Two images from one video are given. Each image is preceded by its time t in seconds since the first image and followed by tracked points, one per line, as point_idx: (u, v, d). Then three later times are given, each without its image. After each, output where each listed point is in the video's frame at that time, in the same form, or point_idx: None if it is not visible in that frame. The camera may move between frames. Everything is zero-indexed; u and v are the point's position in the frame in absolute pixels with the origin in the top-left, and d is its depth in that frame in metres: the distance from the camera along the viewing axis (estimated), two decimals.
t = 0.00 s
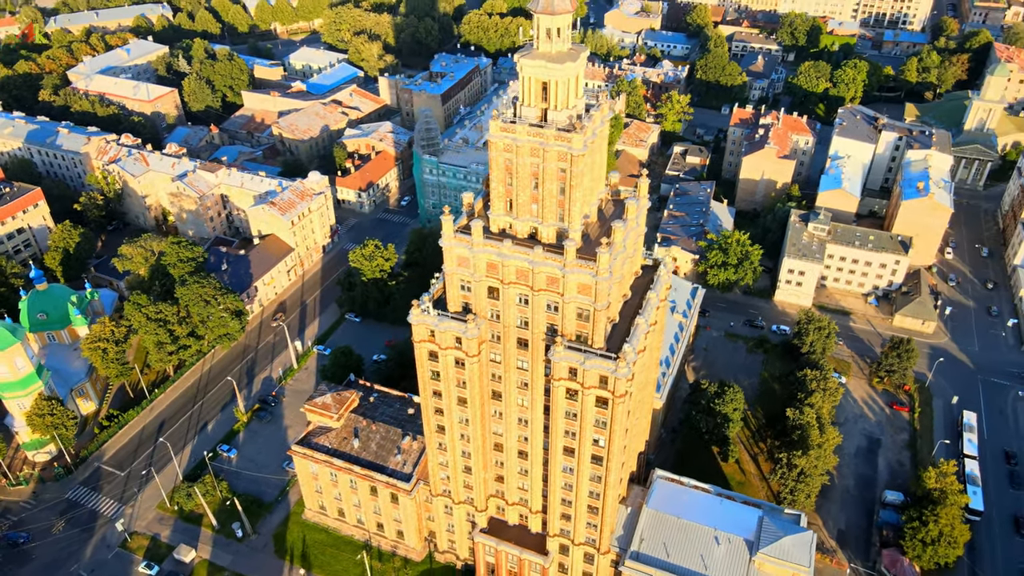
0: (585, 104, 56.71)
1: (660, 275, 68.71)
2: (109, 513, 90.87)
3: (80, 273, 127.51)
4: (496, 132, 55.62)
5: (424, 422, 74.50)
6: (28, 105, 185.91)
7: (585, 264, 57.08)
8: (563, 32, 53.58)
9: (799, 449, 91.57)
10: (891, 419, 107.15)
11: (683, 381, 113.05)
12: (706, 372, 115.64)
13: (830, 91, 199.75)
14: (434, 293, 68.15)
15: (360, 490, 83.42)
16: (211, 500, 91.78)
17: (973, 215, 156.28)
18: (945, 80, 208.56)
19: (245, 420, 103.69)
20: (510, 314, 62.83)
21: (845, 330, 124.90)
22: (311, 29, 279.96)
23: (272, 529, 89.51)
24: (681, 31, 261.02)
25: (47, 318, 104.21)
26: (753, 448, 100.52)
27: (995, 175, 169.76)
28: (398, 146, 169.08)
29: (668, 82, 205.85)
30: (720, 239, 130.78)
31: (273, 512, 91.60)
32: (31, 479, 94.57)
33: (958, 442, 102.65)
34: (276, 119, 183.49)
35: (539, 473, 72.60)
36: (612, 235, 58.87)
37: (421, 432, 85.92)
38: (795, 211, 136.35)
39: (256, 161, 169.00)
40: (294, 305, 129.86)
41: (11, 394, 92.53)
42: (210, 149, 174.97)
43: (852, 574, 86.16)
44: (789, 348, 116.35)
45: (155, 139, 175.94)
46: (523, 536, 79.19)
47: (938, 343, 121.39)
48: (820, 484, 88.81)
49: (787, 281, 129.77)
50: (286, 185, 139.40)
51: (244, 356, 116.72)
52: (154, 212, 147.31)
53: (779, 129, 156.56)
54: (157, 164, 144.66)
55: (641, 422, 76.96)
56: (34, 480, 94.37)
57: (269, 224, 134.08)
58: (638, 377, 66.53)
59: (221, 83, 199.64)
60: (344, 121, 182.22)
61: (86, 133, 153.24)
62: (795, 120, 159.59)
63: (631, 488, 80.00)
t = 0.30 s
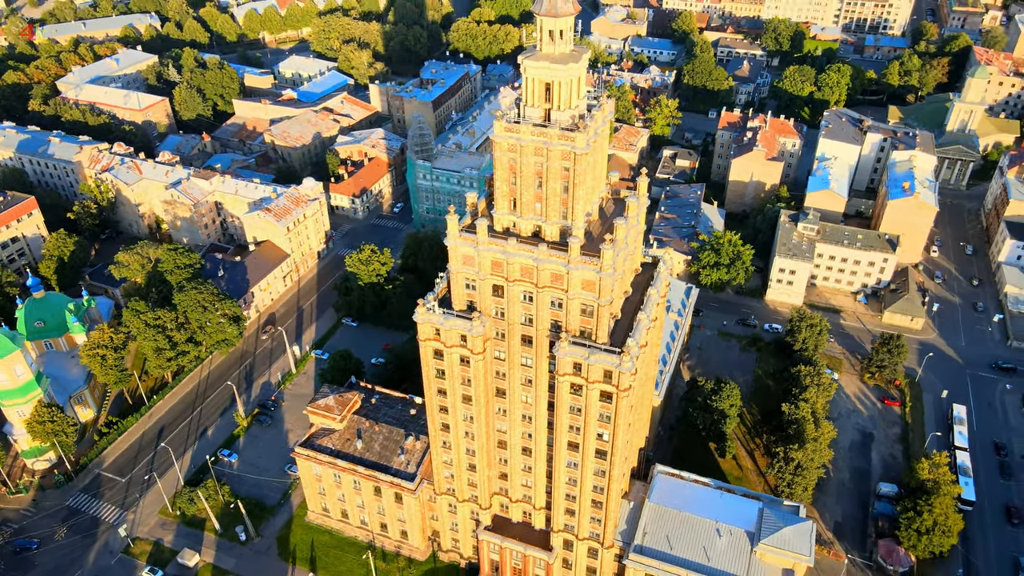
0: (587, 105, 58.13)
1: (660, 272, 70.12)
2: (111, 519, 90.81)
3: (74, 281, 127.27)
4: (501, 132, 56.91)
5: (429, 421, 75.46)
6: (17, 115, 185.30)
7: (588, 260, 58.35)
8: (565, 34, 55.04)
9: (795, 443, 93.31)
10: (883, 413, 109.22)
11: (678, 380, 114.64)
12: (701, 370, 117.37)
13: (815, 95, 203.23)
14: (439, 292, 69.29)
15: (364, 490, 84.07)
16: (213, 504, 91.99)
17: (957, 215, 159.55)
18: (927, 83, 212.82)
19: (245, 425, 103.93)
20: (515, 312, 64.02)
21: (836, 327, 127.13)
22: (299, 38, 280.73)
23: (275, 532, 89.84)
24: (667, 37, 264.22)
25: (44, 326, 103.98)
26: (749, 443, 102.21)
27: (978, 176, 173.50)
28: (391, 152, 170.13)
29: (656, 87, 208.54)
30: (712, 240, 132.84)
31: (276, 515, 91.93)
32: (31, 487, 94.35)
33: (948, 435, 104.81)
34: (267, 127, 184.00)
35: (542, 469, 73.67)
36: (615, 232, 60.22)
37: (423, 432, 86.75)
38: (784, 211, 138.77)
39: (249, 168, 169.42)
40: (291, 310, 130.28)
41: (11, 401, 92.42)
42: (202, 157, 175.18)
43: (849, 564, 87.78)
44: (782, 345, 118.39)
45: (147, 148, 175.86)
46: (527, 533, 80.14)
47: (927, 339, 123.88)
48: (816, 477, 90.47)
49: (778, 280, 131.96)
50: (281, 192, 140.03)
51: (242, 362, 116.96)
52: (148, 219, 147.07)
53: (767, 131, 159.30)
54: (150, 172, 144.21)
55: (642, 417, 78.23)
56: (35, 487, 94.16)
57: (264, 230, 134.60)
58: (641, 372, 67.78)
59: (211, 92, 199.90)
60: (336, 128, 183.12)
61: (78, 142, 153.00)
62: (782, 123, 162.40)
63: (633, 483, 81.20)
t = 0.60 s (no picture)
0: (589, 105, 59.65)
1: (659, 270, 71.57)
2: (112, 525, 90.72)
3: (69, 290, 126.96)
4: (505, 132, 58.32)
5: (433, 420, 76.46)
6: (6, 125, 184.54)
7: (592, 257, 59.69)
8: (566, 37, 56.57)
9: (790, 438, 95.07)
10: (875, 408, 111.27)
11: (674, 378, 116.22)
12: (696, 369, 119.08)
13: (800, 99, 206.62)
14: (443, 292, 70.41)
15: (367, 491, 84.68)
16: (216, 508, 92.17)
17: (942, 214, 162.79)
18: (908, 86, 217.06)
19: (245, 430, 104.11)
20: (519, 310, 65.20)
21: (827, 325, 129.35)
22: (288, 47, 281.43)
23: (279, 535, 90.14)
24: (653, 43, 267.33)
25: (41, 333, 103.75)
26: (745, 439, 103.80)
27: (961, 176, 177.07)
28: (383, 159, 171.16)
29: (644, 92, 211.21)
30: (704, 241, 134.99)
31: (279, 518, 92.24)
32: (31, 494, 94.10)
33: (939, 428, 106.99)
34: (259, 135, 184.48)
35: (546, 466, 74.67)
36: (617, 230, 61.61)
37: (425, 432, 87.55)
38: (774, 212, 141.14)
39: (241, 176, 169.80)
40: (287, 315, 130.60)
41: (11, 409, 92.24)
42: (194, 165, 175.35)
43: (846, 556, 89.39)
44: (775, 344, 120.40)
45: (138, 157, 175.67)
46: (530, 530, 81.05)
47: (915, 336, 126.34)
48: (812, 470, 92.16)
49: (770, 280, 134.16)
50: (275, 199, 140.65)
51: (240, 367, 117.14)
52: (141, 228, 146.72)
53: (755, 134, 162.10)
54: (143, 180, 144.09)
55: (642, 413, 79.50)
56: (35, 495, 93.90)
57: (259, 237, 135.15)
58: (643, 368, 69.08)
59: (202, 100, 200.11)
60: (328, 136, 183.97)
61: (70, 151, 152.74)
62: (769, 126, 165.29)
63: (634, 479, 82.39)
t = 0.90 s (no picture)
0: (589, 106, 61.12)
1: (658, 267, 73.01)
2: (114, 532, 90.63)
3: (64, 298, 126.61)
4: (508, 133, 59.75)
5: (437, 419, 77.41)
6: None
7: (595, 254, 61.04)
8: (567, 39, 58.14)
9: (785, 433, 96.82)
10: (867, 404, 113.32)
11: (669, 377, 117.79)
12: (691, 368, 120.74)
13: (785, 103, 209.87)
14: (446, 292, 71.56)
15: (371, 491, 85.27)
16: (217, 513, 92.34)
17: (926, 214, 166.04)
18: (890, 90, 221.14)
19: (245, 435, 104.31)
20: (522, 307, 66.38)
21: (817, 324, 131.52)
22: (276, 56, 282.07)
23: (281, 538, 90.39)
24: (639, 50, 270.35)
25: (39, 342, 103.61)
26: (740, 437, 105.46)
27: (943, 176, 180.71)
28: (376, 165, 172.00)
29: (632, 98, 213.69)
30: (696, 242, 137.05)
31: (281, 522, 92.51)
32: (31, 502, 93.80)
33: (929, 422, 109.20)
34: (251, 143, 184.86)
35: (549, 462, 75.72)
36: (617, 228, 62.96)
37: (427, 433, 88.35)
38: (763, 214, 143.60)
39: (234, 184, 170.07)
40: (283, 321, 130.91)
41: (11, 417, 92.00)
42: (186, 173, 175.45)
43: (842, 548, 91.04)
44: (768, 342, 122.43)
45: (129, 166, 175.42)
46: (533, 527, 81.96)
47: (904, 332, 128.85)
48: (808, 464, 93.92)
49: (760, 280, 136.36)
50: (270, 206, 141.30)
51: (238, 373, 117.30)
52: (135, 236, 146.30)
53: (742, 138, 164.82)
54: (136, 189, 143.56)
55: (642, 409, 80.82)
56: (34, 503, 93.64)
57: (254, 244, 135.70)
58: (643, 363, 70.39)
59: (193, 109, 200.21)
60: (320, 143, 184.66)
61: (62, 161, 152.35)
62: (757, 130, 168.06)
63: (635, 475, 83.62)
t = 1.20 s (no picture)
0: (590, 108, 62.66)
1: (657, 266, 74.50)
2: (115, 538, 90.51)
3: (58, 307, 126.32)
4: (511, 135, 61.17)
5: (440, 418, 78.31)
6: None
7: (596, 253, 62.37)
8: (567, 43, 59.74)
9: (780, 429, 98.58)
10: (858, 400, 115.42)
11: (664, 377, 119.38)
12: (685, 368, 122.43)
13: (771, 107, 213.34)
14: (449, 293, 72.66)
15: (374, 493, 85.91)
16: (219, 517, 92.46)
17: (910, 215, 169.23)
18: (873, 94, 225.40)
19: (245, 440, 104.50)
20: (525, 306, 67.58)
21: (808, 322, 133.71)
22: (264, 65, 282.40)
23: (284, 541, 90.67)
24: (626, 56, 273.63)
25: (36, 350, 103.49)
26: (736, 434, 107.16)
27: (926, 177, 184.24)
28: (368, 172, 172.80)
29: (620, 103, 216.27)
30: (687, 244, 139.06)
31: (283, 525, 92.76)
32: (31, 511, 93.55)
33: (919, 416, 111.42)
34: (242, 151, 185.24)
35: (551, 459, 76.79)
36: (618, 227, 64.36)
37: (429, 433, 89.17)
38: (753, 215, 146.06)
39: (226, 192, 170.31)
40: (279, 327, 131.18)
41: (9, 425, 91.90)
42: (178, 182, 175.51)
43: (838, 540, 92.67)
44: (760, 341, 124.46)
45: (120, 175, 175.14)
46: (536, 524, 82.91)
47: (893, 330, 131.38)
48: (803, 459, 95.65)
49: (751, 280, 138.49)
50: (265, 212, 141.87)
51: (236, 379, 117.41)
52: (128, 245, 146.08)
53: (730, 141, 167.54)
54: (129, 198, 142.76)
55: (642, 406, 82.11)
56: (34, 511, 93.34)
57: (250, 250, 136.16)
58: (644, 360, 71.66)
59: (183, 118, 200.29)
60: (312, 151, 185.35)
61: (53, 170, 152.00)
62: (744, 133, 170.78)
63: (635, 471, 84.89)
